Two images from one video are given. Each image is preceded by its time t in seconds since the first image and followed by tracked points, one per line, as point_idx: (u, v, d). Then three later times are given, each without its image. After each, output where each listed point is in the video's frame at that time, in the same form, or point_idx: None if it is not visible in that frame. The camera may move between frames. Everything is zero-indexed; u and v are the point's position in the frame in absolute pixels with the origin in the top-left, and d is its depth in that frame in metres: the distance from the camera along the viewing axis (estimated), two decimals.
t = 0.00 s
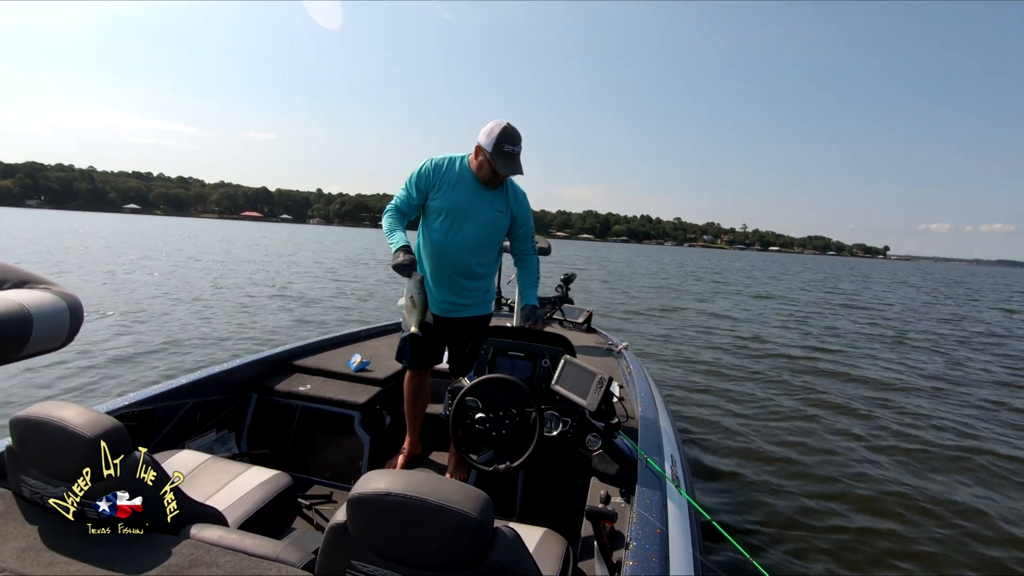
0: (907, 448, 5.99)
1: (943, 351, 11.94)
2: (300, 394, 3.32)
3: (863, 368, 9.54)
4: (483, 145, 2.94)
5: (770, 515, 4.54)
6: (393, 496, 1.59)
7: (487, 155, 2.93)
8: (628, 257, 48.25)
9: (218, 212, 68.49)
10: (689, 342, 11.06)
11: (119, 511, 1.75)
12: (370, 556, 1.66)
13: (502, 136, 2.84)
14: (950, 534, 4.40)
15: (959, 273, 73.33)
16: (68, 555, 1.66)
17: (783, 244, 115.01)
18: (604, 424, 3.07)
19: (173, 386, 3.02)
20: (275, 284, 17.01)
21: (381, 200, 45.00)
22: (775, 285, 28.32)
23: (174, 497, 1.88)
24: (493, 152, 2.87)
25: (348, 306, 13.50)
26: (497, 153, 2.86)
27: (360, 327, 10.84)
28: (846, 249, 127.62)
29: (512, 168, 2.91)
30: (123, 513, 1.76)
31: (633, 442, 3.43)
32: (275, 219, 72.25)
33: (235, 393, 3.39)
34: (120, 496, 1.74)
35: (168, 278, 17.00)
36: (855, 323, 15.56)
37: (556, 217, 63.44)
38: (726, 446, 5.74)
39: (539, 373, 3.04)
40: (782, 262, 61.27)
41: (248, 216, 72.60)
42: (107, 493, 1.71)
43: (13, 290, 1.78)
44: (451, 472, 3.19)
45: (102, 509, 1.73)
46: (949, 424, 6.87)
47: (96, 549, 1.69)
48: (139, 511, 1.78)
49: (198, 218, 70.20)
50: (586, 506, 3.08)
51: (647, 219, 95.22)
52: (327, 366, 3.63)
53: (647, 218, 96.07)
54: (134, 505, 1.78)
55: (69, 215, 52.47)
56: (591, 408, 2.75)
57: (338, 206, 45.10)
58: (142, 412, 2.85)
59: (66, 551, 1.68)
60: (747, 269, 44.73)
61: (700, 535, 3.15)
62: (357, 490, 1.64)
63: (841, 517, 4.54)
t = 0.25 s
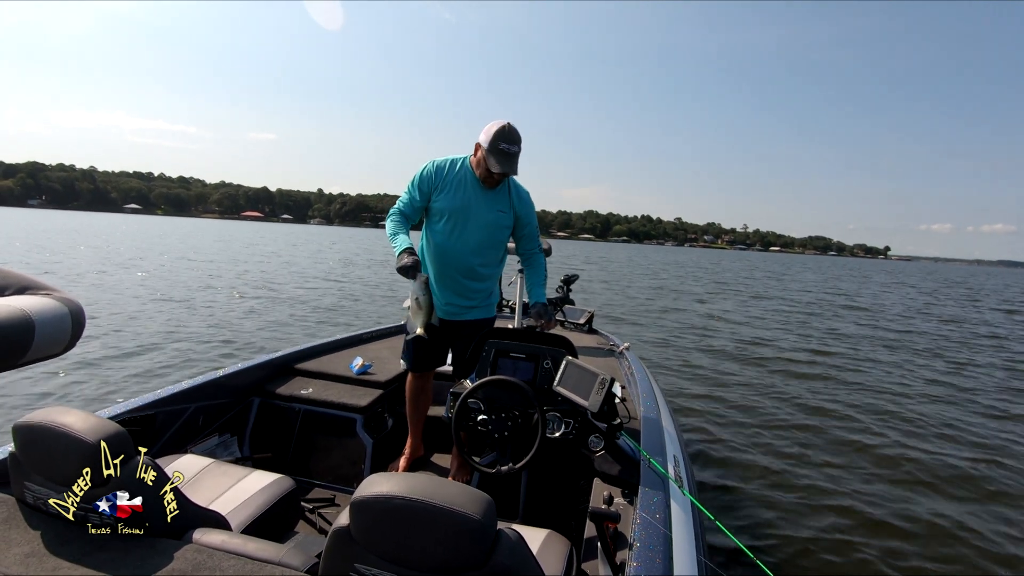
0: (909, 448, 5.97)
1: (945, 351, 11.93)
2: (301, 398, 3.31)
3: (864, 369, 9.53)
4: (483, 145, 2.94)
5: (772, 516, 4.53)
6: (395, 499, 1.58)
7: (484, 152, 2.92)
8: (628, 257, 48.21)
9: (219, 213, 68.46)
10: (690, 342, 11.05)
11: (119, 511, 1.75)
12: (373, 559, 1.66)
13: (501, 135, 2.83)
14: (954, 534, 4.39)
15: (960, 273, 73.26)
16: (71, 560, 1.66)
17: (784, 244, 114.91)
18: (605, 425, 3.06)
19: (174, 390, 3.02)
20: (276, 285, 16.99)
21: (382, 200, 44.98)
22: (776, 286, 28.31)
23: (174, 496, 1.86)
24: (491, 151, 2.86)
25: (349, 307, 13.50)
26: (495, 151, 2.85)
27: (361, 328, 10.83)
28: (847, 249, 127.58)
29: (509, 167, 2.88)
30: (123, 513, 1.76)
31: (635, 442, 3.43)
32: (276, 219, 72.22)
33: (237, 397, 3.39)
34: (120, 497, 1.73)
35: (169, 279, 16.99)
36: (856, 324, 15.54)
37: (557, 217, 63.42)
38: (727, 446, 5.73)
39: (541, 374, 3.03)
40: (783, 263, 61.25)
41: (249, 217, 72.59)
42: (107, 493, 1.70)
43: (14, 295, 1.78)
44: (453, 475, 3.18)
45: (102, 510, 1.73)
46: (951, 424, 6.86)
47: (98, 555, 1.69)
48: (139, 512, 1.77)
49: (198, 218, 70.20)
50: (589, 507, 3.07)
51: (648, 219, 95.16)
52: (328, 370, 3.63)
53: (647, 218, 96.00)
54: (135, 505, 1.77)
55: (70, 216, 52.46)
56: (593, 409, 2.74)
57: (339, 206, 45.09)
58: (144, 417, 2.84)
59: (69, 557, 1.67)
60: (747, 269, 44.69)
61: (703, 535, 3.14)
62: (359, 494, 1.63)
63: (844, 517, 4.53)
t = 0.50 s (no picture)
0: (908, 448, 5.98)
1: (946, 351, 11.92)
2: (302, 398, 3.31)
3: (864, 369, 9.54)
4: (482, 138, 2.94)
5: (772, 516, 4.53)
6: (396, 499, 1.58)
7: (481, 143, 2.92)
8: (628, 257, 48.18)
9: (219, 211, 68.42)
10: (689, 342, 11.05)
11: (119, 511, 1.75)
12: (373, 559, 1.66)
13: (498, 129, 2.82)
14: (953, 534, 4.40)
15: (961, 274, 73.23)
16: (71, 560, 1.66)
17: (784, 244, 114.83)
18: (606, 425, 3.06)
19: (175, 390, 3.02)
20: (275, 284, 16.98)
21: (382, 199, 44.94)
22: (775, 286, 28.33)
23: (173, 497, 1.86)
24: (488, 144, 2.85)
25: (349, 306, 13.52)
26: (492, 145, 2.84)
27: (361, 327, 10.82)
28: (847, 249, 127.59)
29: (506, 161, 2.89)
30: (123, 513, 1.76)
31: (635, 442, 3.43)
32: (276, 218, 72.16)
33: (237, 397, 3.39)
34: (120, 497, 1.73)
35: (168, 278, 16.97)
36: (857, 324, 15.53)
37: (557, 216, 63.38)
38: (727, 447, 5.73)
39: (542, 375, 3.03)
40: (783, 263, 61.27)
41: (249, 216, 72.56)
42: (107, 493, 1.70)
43: (13, 295, 1.77)
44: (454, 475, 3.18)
45: (102, 510, 1.73)
46: (951, 425, 6.86)
47: (99, 555, 1.69)
48: (139, 512, 1.77)
49: (198, 217, 70.16)
50: (589, 507, 3.07)
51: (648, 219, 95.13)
52: (329, 369, 3.63)
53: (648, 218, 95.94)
54: (134, 504, 1.77)
55: (70, 214, 52.42)
56: (594, 409, 2.74)
57: (339, 205, 45.06)
58: (144, 417, 2.84)
59: (70, 556, 1.68)
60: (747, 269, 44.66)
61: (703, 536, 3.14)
62: (359, 494, 1.63)
63: (845, 518, 4.53)
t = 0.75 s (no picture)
0: (907, 449, 5.99)
1: (945, 352, 11.92)
2: (301, 396, 3.32)
3: (863, 369, 9.55)
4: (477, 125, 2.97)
5: (771, 517, 4.53)
6: (394, 498, 1.58)
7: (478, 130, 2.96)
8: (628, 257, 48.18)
9: (219, 211, 68.43)
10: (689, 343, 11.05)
11: (119, 511, 1.75)
12: (371, 558, 1.66)
13: (498, 112, 2.87)
14: (951, 535, 4.40)
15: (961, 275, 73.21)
16: (70, 557, 1.66)
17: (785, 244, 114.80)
18: (605, 425, 3.06)
19: (174, 387, 3.03)
20: (276, 283, 16.99)
21: (383, 199, 44.94)
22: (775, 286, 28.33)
23: (174, 497, 1.87)
24: (490, 127, 2.88)
25: (348, 305, 13.52)
26: (495, 127, 2.88)
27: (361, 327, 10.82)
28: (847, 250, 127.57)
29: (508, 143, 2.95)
30: (123, 513, 1.76)
31: (634, 442, 3.44)
32: (276, 218, 72.16)
33: (236, 394, 3.40)
34: (120, 497, 1.74)
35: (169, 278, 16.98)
36: (856, 325, 15.53)
37: (558, 216, 63.38)
38: (726, 447, 5.73)
39: (541, 374, 3.04)
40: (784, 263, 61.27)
41: (249, 216, 72.59)
42: (108, 493, 1.70)
43: (13, 292, 1.78)
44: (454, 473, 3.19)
45: (102, 510, 1.73)
46: (950, 426, 6.86)
47: (97, 552, 1.69)
48: (139, 511, 1.78)
49: (199, 216, 70.17)
50: (587, 507, 3.08)
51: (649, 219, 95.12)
52: (328, 368, 3.63)
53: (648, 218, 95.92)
54: (134, 505, 1.77)
55: (71, 213, 52.44)
56: (592, 409, 2.74)
57: (340, 205, 45.07)
58: (143, 414, 2.85)
59: (67, 553, 1.68)
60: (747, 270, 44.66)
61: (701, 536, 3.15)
62: (357, 492, 1.63)
63: (843, 518, 4.54)
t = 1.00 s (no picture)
0: (906, 450, 5.99)
1: (945, 353, 11.92)
2: (301, 394, 3.32)
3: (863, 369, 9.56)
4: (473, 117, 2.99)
5: (770, 517, 4.54)
6: (393, 496, 1.59)
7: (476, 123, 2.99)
8: (628, 257, 48.20)
9: (220, 211, 68.45)
10: (689, 343, 11.06)
11: (119, 511, 1.75)
12: (369, 556, 1.66)
13: (496, 101, 2.92)
14: (949, 537, 4.41)
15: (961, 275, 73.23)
16: (68, 555, 1.67)
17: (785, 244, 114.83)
18: (604, 425, 3.07)
19: (174, 385, 3.03)
20: (276, 283, 16.99)
21: (383, 199, 44.96)
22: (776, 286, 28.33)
23: (174, 497, 1.87)
24: (491, 114, 2.91)
25: (348, 305, 13.54)
26: (496, 114, 2.91)
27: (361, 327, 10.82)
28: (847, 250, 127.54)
29: (508, 131, 3.00)
30: (123, 513, 1.76)
31: (633, 442, 3.44)
32: (277, 218, 72.19)
33: (235, 392, 3.40)
34: (120, 497, 1.74)
35: (169, 278, 16.99)
36: (856, 325, 15.53)
37: (558, 216, 63.40)
38: (725, 448, 5.74)
39: (540, 374, 3.04)
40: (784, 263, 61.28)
41: (250, 216, 72.60)
42: (108, 493, 1.71)
43: (12, 288, 1.78)
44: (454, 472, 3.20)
45: (102, 510, 1.73)
46: (949, 427, 6.87)
47: (96, 549, 1.69)
48: (139, 512, 1.78)
49: (200, 217, 70.20)
50: (586, 507, 3.08)
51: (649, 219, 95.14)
52: (328, 366, 3.64)
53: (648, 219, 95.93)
54: (134, 504, 1.78)
55: (71, 213, 52.46)
56: (591, 408, 2.75)
57: (340, 205, 45.13)
58: (143, 412, 2.85)
59: (66, 550, 1.68)
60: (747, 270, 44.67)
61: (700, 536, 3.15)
62: (356, 491, 1.64)
63: (842, 519, 4.54)
